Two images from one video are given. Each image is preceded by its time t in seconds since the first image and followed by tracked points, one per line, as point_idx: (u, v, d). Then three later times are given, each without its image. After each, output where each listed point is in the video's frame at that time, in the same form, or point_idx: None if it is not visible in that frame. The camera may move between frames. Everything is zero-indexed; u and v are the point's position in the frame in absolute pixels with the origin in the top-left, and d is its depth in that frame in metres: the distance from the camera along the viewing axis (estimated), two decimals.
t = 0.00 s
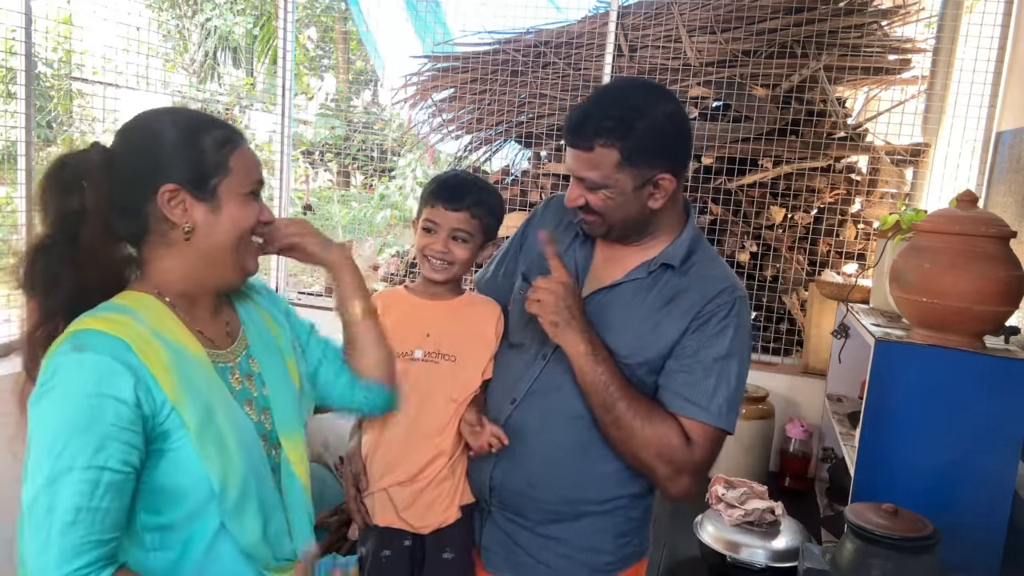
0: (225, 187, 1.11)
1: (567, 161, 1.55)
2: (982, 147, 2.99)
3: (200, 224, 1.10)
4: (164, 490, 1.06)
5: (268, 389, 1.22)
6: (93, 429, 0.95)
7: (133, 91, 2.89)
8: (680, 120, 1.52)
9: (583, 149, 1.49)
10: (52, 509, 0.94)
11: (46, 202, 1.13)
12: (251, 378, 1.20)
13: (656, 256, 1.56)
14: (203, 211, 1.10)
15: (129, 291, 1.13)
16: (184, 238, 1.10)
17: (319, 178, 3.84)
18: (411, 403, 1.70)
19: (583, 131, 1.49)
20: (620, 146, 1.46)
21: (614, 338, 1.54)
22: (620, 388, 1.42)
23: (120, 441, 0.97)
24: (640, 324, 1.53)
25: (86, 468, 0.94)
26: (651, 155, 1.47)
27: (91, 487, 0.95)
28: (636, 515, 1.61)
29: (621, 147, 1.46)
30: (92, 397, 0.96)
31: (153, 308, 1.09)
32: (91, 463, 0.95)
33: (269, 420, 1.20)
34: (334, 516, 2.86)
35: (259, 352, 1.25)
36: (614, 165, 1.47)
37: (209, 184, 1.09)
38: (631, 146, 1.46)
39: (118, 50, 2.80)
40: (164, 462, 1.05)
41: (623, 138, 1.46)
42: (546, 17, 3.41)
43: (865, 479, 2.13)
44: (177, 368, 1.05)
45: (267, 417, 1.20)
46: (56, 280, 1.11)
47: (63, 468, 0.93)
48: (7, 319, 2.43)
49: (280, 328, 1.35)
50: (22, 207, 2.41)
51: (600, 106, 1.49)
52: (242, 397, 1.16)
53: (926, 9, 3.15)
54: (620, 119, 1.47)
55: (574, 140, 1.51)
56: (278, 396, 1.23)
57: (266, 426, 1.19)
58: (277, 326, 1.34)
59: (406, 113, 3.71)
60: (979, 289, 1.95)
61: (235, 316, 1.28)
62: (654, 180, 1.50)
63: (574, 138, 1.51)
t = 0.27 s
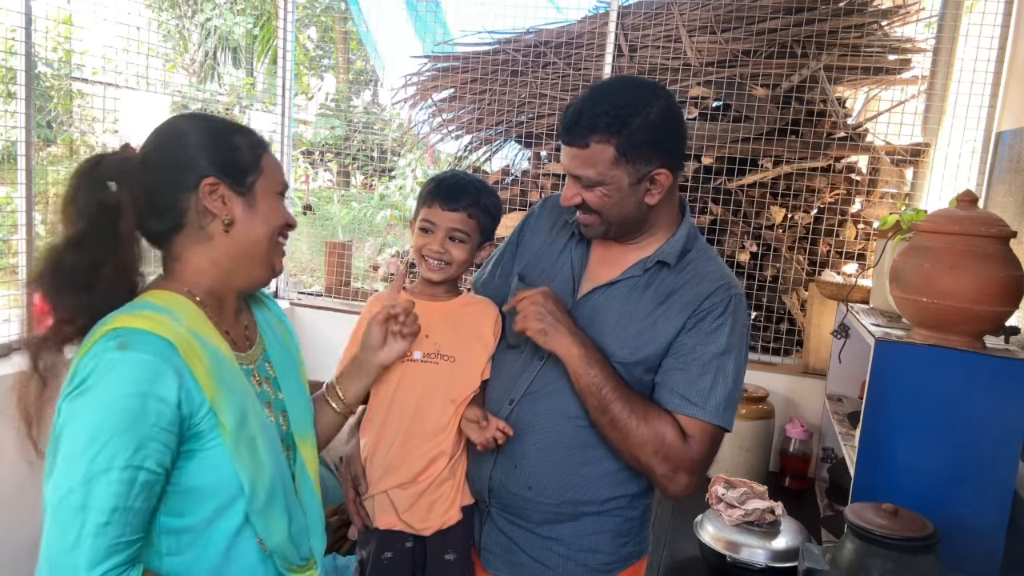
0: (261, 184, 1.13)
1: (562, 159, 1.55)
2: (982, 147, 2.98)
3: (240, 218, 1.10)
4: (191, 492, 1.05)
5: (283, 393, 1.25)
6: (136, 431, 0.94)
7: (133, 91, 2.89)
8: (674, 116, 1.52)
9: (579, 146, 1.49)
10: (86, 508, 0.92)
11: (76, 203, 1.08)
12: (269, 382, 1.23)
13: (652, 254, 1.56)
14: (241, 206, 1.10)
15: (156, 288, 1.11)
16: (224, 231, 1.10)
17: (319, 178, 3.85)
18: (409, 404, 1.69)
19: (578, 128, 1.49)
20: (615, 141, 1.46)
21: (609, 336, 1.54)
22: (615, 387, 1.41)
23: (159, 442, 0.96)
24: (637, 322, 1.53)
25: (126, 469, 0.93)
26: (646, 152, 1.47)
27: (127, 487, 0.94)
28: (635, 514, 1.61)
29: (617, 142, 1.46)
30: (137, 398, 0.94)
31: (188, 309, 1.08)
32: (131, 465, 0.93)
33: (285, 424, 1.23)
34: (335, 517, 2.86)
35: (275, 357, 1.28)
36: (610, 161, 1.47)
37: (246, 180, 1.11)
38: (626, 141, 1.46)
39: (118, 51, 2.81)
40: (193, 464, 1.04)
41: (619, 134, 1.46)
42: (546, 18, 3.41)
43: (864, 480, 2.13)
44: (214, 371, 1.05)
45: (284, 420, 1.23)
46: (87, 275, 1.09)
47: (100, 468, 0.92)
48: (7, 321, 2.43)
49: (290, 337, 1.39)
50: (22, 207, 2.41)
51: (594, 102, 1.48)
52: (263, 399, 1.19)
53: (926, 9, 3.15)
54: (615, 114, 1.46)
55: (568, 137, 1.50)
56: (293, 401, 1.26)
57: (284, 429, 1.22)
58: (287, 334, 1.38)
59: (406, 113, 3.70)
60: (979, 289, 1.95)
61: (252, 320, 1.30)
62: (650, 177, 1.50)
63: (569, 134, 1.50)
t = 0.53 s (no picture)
0: (291, 190, 1.16)
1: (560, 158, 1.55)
2: (982, 147, 2.99)
3: (273, 223, 1.13)
4: (196, 486, 1.04)
5: (287, 397, 1.26)
6: (146, 420, 0.93)
7: (133, 91, 2.89)
8: (670, 116, 1.52)
9: (576, 146, 1.49)
10: (92, 493, 0.91)
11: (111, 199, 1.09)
12: (276, 384, 1.24)
13: (648, 254, 1.56)
14: (274, 212, 1.13)
15: (176, 285, 1.11)
16: (258, 236, 1.13)
17: (319, 178, 3.85)
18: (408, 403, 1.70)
19: (576, 128, 1.49)
20: (613, 142, 1.46)
21: (607, 336, 1.54)
22: (613, 385, 1.41)
23: (168, 433, 0.96)
24: (635, 321, 1.53)
25: (134, 458, 0.92)
26: (643, 151, 1.47)
27: (134, 475, 0.93)
28: (634, 514, 1.61)
29: (614, 142, 1.46)
30: (151, 386, 0.94)
31: (205, 305, 1.09)
32: (139, 453, 0.93)
33: (289, 428, 1.23)
34: (335, 517, 2.86)
35: (283, 361, 1.29)
36: (608, 161, 1.47)
37: (277, 187, 1.13)
38: (623, 141, 1.46)
39: (118, 51, 2.81)
40: (200, 459, 1.03)
41: (616, 134, 1.46)
42: (546, 17, 3.41)
43: (863, 480, 2.13)
44: (228, 367, 1.05)
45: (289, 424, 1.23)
46: (107, 274, 1.09)
47: (109, 454, 0.91)
48: (8, 321, 2.44)
49: (299, 342, 1.40)
50: (22, 207, 2.41)
51: (591, 102, 1.48)
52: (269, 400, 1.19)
53: (926, 9, 3.15)
54: (612, 114, 1.46)
55: (566, 138, 1.50)
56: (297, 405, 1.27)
57: (289, 432, 1.23)
58: (296, 339, 1.39)
59: (406, 113, 3.70)
60: (979, 288, 1.95)
61: (262, 322, 1.32)
62: (648, 177, 1.50)
63: (567, 134, 1.51)
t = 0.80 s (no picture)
0: (293, 189, 1.17)
1: (559, 158, 1.54)
2: (982, 147, 2.99)
3: (275, 224, 1.14)
4: (188, 478, 1.06)
5: (285, 393, 1.28)
6: (134, 413, 0.96)
7: (133, 91, 2.89)
8: (668, 121, 1.52)
9: (575, 154, 1.48)
10: (79, 485, 0.93)
11: (113, 200, 1.10)
12: (273, 380, 1.26)
13: (648, 253, 1.56)
14: (277, 213, 1.14)
15: (168, 281, 1.14)
16: (261, 237, 1.14)
17: (319, 178, 3.85)
18: (407, 403, 1.69)
19: (575, 135, 1.48)
20: (612, 148, 1.46)
21: (606, 335, 1.54)
22: (612, 383, 1.41)
23: (156, 425, 0.98)
24: (634, 320, 1.53)
25: (121, 450, 0.95)
26: (643, 150, 1.47)
27: (120, 467, 0.95)
28: (633, 513, 1.61)
29: (613, 150, 1.46)
30: (138, 380, 0.96)
31: (197, 300, 1.11)
32: (127, 445, 0.95)
33: (287, 423, 1.26)
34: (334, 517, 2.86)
35: (281, 358, 1.31)
36: (607, 168, 1.46)
37: (279, 187, 1.14)
38: (622, 148, 1.46)
39: (118, 51, 2.81)
40: (191, 451, 1.06)
41: (615, 141, 1.46)
42: (546, 18, 3.41)
43: (862, 479, 2.13)
44: (218, 361, 1.07)
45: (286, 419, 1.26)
46: (104, 273, 1.09)
47: (96, 446, 0.93)
48: (8, 321, 2.44)
49: (297, 339, 1.42)
50: (22, 207, 2.41)
51: (589, 109, 1.48)
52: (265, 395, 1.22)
53: (926, 9, 3.15)
54: (611, 122, 1.46)
55: (565, 145, 1.50)
56: (294, 400, 1.29)
57: (285, 427, 1.25)
58: (295, 336, 1.41)
59: (406, 113, 3.70)
60: (979, 289, 1.95)
61: (262, 319, 1.34)
62: (647, 180, 1.50)
63: (565, 140, 1.50)
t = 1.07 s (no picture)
0: (277, 188, 1.19)
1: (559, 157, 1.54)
2: (982, 147, 2.96)
3: (260, 222, 1.17)
4: (180, 478, 1.08)
5: (278, 390, 1.31)
6: (124, 415, 0.97)
7: (133, 91, 2.89)
8: (668, 109, 1.53)
9: (576, 141, 1.49)
10: (67, 487, 0.94)
11: (97, 202, 1.12)
12: (265, 378, 1.29)
13: (649, 252, 1.56)
14: (261, 211, 1.17)
15: (156, 282, 1.15)
16: (246, 235, 1.17)
17: (319, 178, 3.85)
18: (407, 403, 1.69)
19: (576, 122, 1.49)
20: (614, 135, 1.46)
21: (607, 334, 1.54)
22: (611, 382, 1.41)
23: (147, 426, 0.99)
24: (635, 319, 1.53)
25: (111, 452, 0.96)
26: (642, 149, 1.47)
27: (110, 469, 0.96)
28: (633, 512, 1.61)
29: (614, 136, 1.46)
30: (128, 381, 0.98)
31: (186, 300, 1.13)
32: (117, 447, 0.96)
33: (281, 420, 1.28)
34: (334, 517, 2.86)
35: (272, 355, 1.34)
36: (608, 154, 1.47)
37: (263, 186, 1.17)
38: (624, 134, 1.46)
39: (118, 51, 2.81)
40: (182, 451, 1.08)
41: (617, 127, 1.46)
42: (546, 17, 3.41)
43: (863, 479, 2.13)
44: (208, 361, 1.09)
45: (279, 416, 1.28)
46: (90, 275, 1.11)
47: (85, 447, 0.94)
48: (7, 321, 2.44)
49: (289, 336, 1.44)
50: (22, 207, 2.41)
51: (590, 97, 1.49)
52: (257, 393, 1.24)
53: (926, 9, 3.16)
54: (613, 107, 1.46)
55: (567, 133, 1.50)
56: (288, 397, 1.31)
57: (279, 424, 1.27)
58: (286, 333, 1.43)
59: (406, 113, 3.70)
60: (980, 288, 1.95)
61: (252, 318, 1.36)
62: (648, 169, 1.50)
63: (566, 130, 1.51)
